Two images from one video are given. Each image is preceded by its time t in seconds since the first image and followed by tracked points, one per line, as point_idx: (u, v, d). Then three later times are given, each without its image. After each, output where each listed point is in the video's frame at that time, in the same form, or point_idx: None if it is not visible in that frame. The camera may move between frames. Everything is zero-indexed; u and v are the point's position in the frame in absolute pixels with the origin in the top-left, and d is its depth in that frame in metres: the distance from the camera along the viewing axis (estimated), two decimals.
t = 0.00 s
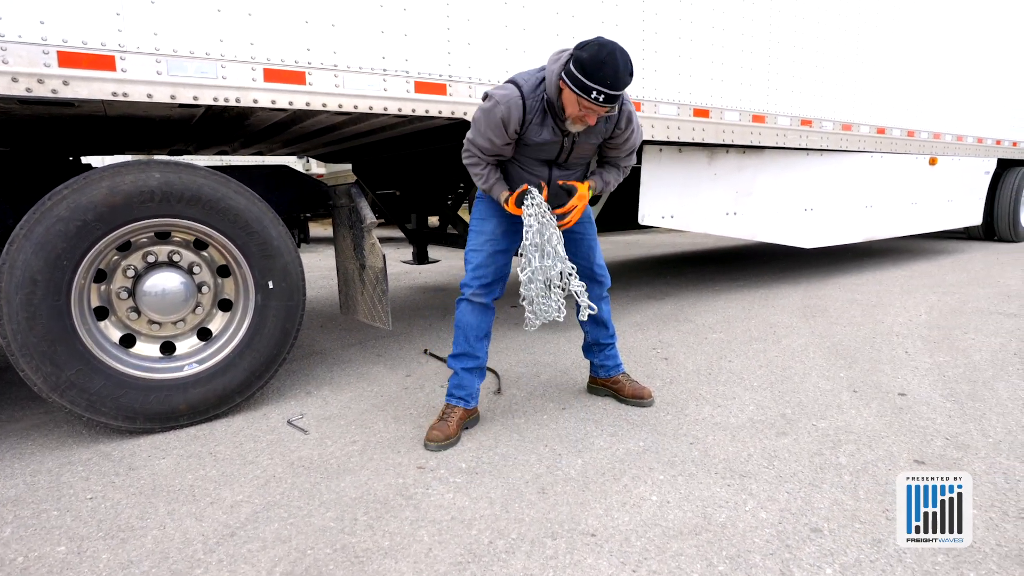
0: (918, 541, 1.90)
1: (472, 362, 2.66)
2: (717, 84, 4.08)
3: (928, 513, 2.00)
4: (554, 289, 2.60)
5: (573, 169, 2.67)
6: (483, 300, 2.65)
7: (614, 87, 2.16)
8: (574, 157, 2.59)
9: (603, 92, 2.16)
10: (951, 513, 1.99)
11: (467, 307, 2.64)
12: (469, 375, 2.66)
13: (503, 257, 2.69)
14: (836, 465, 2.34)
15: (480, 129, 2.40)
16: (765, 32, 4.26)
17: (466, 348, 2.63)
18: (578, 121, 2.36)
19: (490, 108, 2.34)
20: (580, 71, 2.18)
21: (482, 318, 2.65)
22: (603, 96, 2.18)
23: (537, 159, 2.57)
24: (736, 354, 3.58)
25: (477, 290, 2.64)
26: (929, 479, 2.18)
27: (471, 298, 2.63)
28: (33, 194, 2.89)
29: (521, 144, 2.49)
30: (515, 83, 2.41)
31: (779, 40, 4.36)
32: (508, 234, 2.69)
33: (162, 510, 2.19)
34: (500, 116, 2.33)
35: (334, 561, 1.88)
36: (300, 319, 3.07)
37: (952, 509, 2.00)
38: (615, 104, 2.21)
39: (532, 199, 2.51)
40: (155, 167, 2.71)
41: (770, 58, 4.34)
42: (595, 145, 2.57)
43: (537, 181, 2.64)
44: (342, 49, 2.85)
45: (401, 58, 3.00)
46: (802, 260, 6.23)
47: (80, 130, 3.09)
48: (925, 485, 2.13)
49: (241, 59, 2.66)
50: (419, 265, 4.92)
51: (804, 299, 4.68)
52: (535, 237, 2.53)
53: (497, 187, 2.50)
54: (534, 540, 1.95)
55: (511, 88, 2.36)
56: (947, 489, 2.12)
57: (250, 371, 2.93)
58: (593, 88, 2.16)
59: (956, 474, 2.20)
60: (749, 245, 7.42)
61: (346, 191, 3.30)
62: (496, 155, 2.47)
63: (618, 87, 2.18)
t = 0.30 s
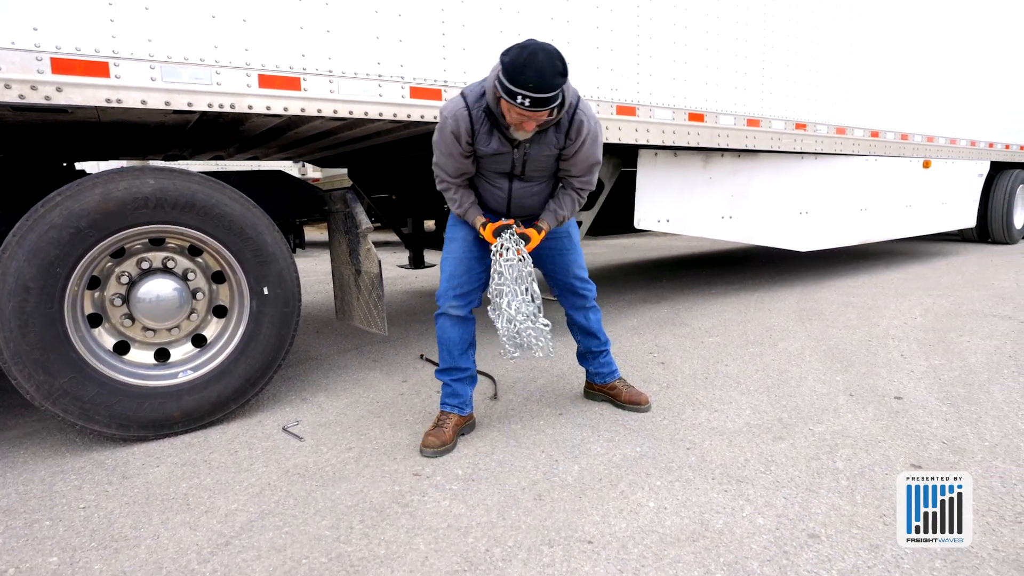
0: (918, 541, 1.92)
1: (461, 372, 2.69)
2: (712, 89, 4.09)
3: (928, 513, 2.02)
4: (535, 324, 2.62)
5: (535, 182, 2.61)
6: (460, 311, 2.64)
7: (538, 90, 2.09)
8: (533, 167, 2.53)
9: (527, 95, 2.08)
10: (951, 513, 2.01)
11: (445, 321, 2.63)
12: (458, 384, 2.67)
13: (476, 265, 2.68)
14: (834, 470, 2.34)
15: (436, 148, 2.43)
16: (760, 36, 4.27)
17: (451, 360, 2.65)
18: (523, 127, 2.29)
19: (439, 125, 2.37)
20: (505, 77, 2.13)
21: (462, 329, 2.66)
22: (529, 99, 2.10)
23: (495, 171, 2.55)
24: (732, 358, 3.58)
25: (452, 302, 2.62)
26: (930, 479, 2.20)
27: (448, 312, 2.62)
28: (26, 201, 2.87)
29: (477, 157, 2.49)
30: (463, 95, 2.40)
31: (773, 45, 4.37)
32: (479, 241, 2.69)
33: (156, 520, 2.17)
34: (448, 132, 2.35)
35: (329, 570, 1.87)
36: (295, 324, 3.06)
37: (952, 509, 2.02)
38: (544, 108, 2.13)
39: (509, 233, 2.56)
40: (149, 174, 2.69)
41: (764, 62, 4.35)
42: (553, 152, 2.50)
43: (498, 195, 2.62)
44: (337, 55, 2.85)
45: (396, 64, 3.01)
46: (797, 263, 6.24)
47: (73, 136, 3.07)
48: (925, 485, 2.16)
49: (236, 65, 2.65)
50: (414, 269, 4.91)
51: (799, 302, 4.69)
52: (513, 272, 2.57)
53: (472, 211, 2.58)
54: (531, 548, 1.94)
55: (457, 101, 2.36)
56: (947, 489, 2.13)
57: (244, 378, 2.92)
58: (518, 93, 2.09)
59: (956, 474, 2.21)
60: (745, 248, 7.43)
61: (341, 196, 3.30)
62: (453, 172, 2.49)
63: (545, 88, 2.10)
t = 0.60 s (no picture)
0: (918, 541, 1.93)
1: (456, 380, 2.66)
2: (711, 93, 4.09)
3: (928, 513, 2.04)
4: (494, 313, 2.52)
5: (489, 173, 2.52)
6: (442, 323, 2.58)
7: (451, 65, 2.05)
8: (482, 157, 2.45)
9: (440, 71, 2.05)
10: (952, 513, 2.03)
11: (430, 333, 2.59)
12: (455, 391, 2.66)
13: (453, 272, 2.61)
14: (836, 475, 2.34)
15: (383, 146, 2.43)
16: (758, 40, 4.28)
17: (444, 371, 2.62)
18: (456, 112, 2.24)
19: (381, 121, 2.38)
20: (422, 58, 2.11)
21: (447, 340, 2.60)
22: (444, 76, 2.06)
23: (446, 165, 2.50)
24: (732, 362, 3.57)
25: (432, 315, 2.57)
26: (930, 479, 2.23)
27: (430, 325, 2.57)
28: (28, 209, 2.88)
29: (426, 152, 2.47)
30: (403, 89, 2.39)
31: (772, 49, 4.38)
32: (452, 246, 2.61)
33: (156, 526, 2.17)
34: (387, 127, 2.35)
35: None
36: (295, 330, 3.06)
37: (953, 509, 2.05)
38: (462, 84, 2.07)
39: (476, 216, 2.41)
40: (149, 180, 2.70)
41: (763, 65, 4.36)
42: (501, 138, 2.41)
43: (453, 189, 2.55)
44: (336, 61, 2.88)
45: (395, 70, 3.06)
46: (797, 267, 6.24)
47: (74, 143, 3.08)
48: (925, 485, 2.19)
49: (236, 71, 2.66)
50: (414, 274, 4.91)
51: (799, 306, 4.68)
52: (482, 259, 2.43)
53: (435, 203, 2.52)
54: (532, 554, 1.93)
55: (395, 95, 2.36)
56: (947, 489, 2.16)
57: (244, 384, 2.92)
58: (433, 71, 2.06)
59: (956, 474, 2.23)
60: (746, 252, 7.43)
61: (341, 201, 3.30)
62: (403, 169, 2.48)
63: (458, 62, 2.05)
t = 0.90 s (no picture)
0: (918, 541, 1.97)
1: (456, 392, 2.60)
2: (711, 98, 4.10)
3: (928, 513, 2.07)
4: (478, 313, 2.24)
5: (487, 165, 2.26)
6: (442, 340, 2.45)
7: None
8: (481, 142, 2.21)
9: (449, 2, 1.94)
10: (951, 513, 2.07)
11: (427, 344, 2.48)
12: (457, 400, 2.62)
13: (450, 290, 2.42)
14: (841, 482, 2.33)
15: (377, 119, 2.25)
16: (758, 45, 4.28)
17: (447, 381, 2.57)
18: (458, 68, 2.03)
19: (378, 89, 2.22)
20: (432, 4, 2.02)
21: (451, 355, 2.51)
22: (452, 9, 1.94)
23: (441, 147, 2.26)
24: (735, 368, 3.57)
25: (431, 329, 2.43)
26: (930, 479, 2.29)
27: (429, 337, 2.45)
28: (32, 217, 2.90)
29: (421, 130, 2.25)
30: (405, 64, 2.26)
31: (773, 53, 4.38)
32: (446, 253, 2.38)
33: (160, 535, 2.17)
34: (383, 93, 2.18)
35: None
36: (298, 337, 3.06)
37: (952, 509, 2.09)
38: (470, 17, 1.94)
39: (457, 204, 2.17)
40: (152, 189, 2.71)
41: (764, 70, 4.36)
42: (504, 121, 2.18)
43: (444, 180, 2.28)
44: (337, 69, 2.90)
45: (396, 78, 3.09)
46: (800, 271, 6.23)
47: (77, 152, 3.10)
48: (926, 485, 2.24)
49: (238, 80, 2.67)
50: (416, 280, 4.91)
51: (802, 310, 4.68)
52: (461, 249, 2.18)
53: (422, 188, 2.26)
54: (535, 563, 1.93)
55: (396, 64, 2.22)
56: (948, 488, 2.22)
57: (247, 392, 2.92)
58: (441, 4, 1.96)
59: (956, 474, 2.30)
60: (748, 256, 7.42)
61: (343, 208, 3.32)
62: (393, 144, 2.25)
63: None
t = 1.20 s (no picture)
0: (918, 540, 2.04)
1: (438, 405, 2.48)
2: (715, 106, 4.10)
3: (928, 513, 2.14)
4: (478, 319, 2.14)
5: (497, 153, 2.16)
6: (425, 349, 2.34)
7: None
8: (492, 125, 2.11)
9: None
10: (951, 513, 2.14)
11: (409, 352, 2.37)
12: (440, 412, 2.50)
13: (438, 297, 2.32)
14: (849, 496, 2.32)
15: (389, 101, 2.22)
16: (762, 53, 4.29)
17: (428, 392, 2.45)
18: (475, 35, 1.99)
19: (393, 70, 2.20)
20: None
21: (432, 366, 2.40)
22: None
23: (451, 133, 2.18)
24: (741, 377, 3.55)
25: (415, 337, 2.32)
26: (930, 479, 2.39)
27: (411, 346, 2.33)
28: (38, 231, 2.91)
29: (431, 113, 2.19)
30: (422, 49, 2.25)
31: (776, 61, 4.38)
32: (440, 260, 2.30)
33: (165, 549, 2.17)
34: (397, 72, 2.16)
35: None
36: (303, 348, 3.06)
37: (952, 509, 2.16)
38: None
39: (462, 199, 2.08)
40: (159, 202, 2.72)
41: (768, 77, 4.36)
42: (518, 103, 2.09)
43: (453, 167, 2.19)
44: (342, 81, 2.92)
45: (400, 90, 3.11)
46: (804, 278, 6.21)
47: (82, 164, 3.11)
48: (925, 485, 2.35)
49: (244, 93, 2.69)
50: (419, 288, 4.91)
51: (807, 318, 4.66)
52: (463, 246, 2.08)
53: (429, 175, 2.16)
54: None
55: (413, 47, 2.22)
56: (948, 488, 2.32)
57: (252, 403, 2.92)
58: None
59: (956, 474, 2.40)
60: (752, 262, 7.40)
61: (347, 219, 3.32)
62: (402, 126, 2.19)
63: None
